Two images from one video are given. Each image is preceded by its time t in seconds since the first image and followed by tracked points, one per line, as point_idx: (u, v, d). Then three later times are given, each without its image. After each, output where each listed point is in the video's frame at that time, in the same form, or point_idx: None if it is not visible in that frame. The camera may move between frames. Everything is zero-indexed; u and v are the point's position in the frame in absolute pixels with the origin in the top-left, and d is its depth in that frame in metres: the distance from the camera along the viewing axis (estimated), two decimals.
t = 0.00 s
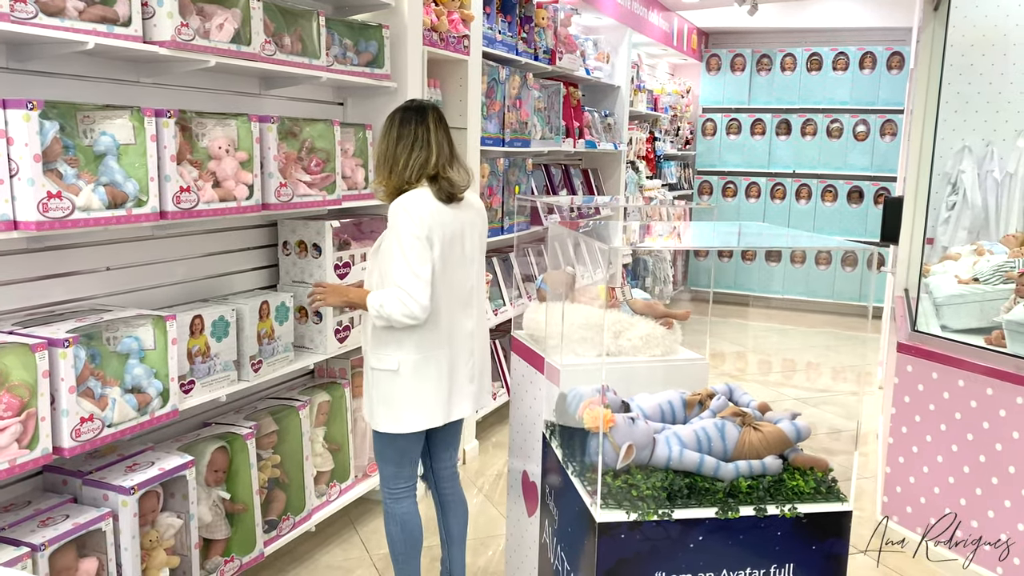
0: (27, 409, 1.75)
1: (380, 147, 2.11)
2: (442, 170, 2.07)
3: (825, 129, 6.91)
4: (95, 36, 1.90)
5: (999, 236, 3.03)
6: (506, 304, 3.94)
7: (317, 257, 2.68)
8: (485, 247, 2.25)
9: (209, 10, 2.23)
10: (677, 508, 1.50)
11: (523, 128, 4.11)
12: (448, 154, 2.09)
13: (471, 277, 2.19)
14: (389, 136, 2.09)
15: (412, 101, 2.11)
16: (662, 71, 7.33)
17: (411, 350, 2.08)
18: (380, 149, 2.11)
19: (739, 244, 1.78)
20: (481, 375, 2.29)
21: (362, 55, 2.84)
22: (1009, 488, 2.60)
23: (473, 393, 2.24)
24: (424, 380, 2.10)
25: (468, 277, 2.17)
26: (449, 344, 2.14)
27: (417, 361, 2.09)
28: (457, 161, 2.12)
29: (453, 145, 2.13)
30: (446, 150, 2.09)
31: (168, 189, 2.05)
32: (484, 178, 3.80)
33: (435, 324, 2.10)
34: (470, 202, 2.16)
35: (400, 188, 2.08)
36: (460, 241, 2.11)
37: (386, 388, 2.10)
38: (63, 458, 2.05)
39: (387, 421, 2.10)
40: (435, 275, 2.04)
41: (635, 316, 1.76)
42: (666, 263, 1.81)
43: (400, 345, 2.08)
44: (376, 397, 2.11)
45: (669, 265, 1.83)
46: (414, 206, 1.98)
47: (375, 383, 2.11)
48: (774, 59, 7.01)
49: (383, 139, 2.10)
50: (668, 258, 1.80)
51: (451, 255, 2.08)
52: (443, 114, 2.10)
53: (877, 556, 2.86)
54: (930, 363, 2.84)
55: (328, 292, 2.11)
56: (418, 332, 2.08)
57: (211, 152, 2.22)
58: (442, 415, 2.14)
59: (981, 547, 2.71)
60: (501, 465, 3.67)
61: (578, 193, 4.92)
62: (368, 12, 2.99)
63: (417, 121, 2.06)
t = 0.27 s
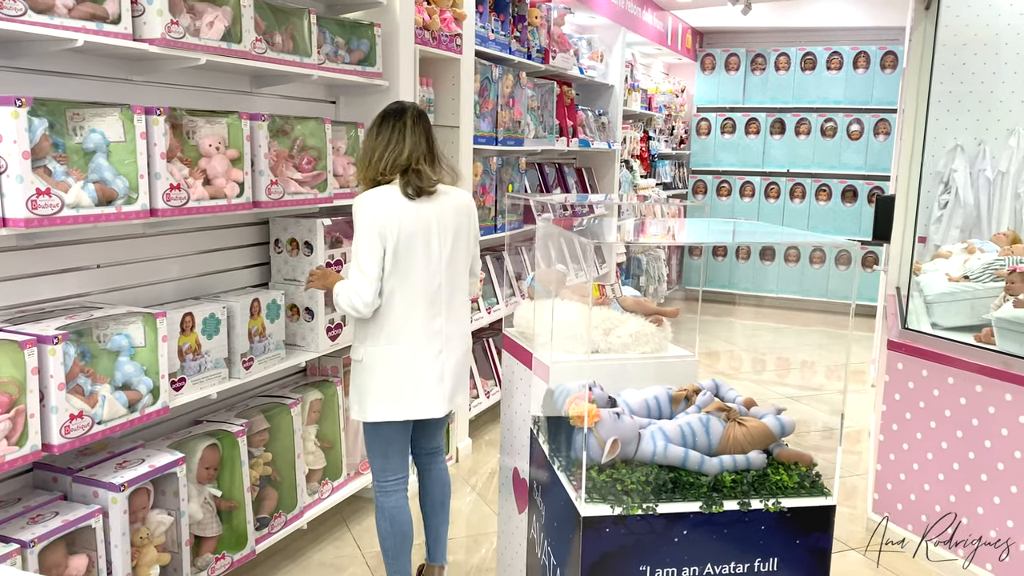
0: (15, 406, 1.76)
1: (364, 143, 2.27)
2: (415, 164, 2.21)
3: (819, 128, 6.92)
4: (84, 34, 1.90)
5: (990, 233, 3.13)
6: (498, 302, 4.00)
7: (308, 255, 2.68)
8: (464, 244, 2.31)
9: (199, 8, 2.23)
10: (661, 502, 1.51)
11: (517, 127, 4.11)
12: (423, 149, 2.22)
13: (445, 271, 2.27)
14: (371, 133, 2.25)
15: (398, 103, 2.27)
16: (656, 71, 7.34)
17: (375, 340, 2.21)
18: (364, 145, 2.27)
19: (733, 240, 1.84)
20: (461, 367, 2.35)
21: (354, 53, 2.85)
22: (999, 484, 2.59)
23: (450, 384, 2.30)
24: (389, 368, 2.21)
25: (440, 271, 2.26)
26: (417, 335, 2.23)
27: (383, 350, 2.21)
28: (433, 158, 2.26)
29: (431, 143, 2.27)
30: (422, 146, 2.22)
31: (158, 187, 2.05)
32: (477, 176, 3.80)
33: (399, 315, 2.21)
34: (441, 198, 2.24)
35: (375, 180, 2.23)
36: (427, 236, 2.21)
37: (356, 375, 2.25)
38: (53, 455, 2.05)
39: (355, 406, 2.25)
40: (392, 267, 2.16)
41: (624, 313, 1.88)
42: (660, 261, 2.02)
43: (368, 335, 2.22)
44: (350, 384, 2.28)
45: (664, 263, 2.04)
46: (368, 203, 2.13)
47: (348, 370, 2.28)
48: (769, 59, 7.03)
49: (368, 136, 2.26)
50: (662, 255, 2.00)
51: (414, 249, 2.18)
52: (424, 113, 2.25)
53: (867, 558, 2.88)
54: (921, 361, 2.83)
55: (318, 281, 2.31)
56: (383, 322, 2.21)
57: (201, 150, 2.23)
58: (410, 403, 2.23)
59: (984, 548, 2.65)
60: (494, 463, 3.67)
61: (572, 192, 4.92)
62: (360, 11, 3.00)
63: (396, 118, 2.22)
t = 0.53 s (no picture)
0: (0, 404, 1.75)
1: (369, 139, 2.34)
2: (403, 162, 2.24)
3: (813, 127, 6.93)
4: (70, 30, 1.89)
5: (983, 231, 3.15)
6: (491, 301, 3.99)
7: (298, 253, 2.68)
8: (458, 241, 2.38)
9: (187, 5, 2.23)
10: (645, 498, 1.51)
11: (509, 125, 4.11)
12: (413, 151, 2.25)
13: (438, 267, 2.33)
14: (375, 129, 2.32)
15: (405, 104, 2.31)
16: (650, 70, 7.34)
17: (369, 331, 2.26)
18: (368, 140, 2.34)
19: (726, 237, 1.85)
20: (451, 362, 2.39)
21: (344, 51, 2.85)
22: (988, 480, 2.59)
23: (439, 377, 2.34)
24: (381, 359, 2.25)
25: (433, 267, 2.31)
26: (409, 328, 2.27)
27: (375, 342, 2.26)
28: (427, 160, 2.29)
29: (425, 146, 2.28)
30: (415, 146, 2.26)
31: (145, 184, 2.05)
32: (468, 175, 3.80)
33: (393, 308, 2.25)
34: (434, 196, 2.30)
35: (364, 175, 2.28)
36: (421, 232, 2.26)
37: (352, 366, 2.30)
38: (39, 453, 2.05)
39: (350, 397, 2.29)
40: (386, 261, 2.21)
41: (613, 311, 1.89)
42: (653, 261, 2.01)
43: (363, 327, 2.27)
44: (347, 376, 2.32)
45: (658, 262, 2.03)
46: (365, 198, 2.19)
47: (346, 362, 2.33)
48: (762, 58, 7.04)
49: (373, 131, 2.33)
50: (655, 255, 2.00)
51: (407, 244, 2.24)
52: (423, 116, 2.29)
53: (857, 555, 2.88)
54: (911, 358, 2.84)
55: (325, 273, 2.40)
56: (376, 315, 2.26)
57: (188, 147, 2.23)
58: (399, 394, 2.26)
59: (982, 547, 2.61)
60: (486, 462, 3.67)
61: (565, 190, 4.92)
62: (350, 8, 2.99)
63: (393, 118, 2.28)
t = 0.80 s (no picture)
0: None
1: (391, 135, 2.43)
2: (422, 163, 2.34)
3: (805, 126, 6.93)
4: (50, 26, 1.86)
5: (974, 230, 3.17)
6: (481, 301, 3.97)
7: (284, 252, 2.66)
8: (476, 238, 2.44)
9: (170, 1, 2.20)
10: (630, 501, 1.49)
11: (500, 124, 4.09)
12: (431, 151, 2.33)
13: (452, 261, 2.40)
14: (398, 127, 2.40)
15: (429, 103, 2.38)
16: (642, 68, 7.33)
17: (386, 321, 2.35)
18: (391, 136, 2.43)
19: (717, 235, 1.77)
20: (464, 355, 2.45)
21: (331, 48, 2.82)
22: (980, 480, 2.58)
23: (449, 366, 2.39)
24: (392, 348, 2.34)
25: (447, 262, 2.38)
26: (422, 319, 2.35)
27: (387, 331, 2.34)
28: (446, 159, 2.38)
29: (444, 146, 2.37)
30: (434, 147, 2.34)
31: (127, 182, 2.02)
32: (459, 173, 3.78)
33: (407, 299, 2.34)
34: (450, 194, 2.39)
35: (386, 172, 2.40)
36: (433, 228, 2.35)
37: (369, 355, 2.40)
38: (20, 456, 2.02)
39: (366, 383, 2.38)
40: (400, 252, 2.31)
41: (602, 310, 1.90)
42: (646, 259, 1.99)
43: (377, 318, 2.37)
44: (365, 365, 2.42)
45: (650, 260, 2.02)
46: (382, 194, 2.30)
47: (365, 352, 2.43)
48: (755, 57, 7.02)
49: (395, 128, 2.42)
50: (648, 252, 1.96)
51: (419, 237, 2.33)
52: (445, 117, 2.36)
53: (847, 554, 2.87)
54: (902, 357, 2.83)
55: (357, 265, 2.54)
56: (389, 305, 2.35)
57: (172, 145, 2.21)
58: (410, 383, 2.34)
59: (982, 547, 2.58)
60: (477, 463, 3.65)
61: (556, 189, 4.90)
62: (338, 5, 2.96)
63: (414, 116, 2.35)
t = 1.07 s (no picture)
0: None
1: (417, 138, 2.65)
2: (445, 159, 2.53)
3: (797, 125, 6.89)
4: (19, 21, 1.79)
5: (968, 230, 3.11)
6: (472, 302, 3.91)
7: (268, 255, 2.59)
8: (474, 239, 2.43)
9: None
10: (626, 519, 1.44)
11: (490, 122, 4.03)
12: (452, 149, 2.54)
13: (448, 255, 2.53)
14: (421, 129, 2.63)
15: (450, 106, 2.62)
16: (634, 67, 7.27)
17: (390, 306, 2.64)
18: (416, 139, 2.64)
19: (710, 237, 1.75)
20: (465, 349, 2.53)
21: (316, 45, 2.75)
22: (979, 486, 2.53)
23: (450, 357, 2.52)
24: (390, 331, 2.62)
25: (438, 257, 2.54)
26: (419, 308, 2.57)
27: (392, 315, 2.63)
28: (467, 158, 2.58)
29: (464, 145, 2.57)
30: (457, 145, 2.55)
31: (102, 183, 1.94)
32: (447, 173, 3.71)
33: (404, 288, 2.59)
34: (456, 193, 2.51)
35: (411, 169, 2.58)
36: (426, 227, 2.53)
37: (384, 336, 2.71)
38: None
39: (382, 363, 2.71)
40: (395, 245, 2.58)
41: (595, 314, 1.79)
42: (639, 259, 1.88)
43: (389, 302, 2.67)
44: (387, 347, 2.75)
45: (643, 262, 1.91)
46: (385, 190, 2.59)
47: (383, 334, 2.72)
48: (746, 55, 6.98)
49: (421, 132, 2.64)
50: (640, 253, 1.87)
51: (410, 231, 2.55)
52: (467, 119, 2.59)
53: (844, 560, 2.82)
54: (899, 360, 2.78)
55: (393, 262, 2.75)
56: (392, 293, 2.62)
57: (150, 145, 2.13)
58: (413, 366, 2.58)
59: (982, 548, 2.54)
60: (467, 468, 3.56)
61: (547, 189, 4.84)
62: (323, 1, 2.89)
63: (437, 119, 2.58)
